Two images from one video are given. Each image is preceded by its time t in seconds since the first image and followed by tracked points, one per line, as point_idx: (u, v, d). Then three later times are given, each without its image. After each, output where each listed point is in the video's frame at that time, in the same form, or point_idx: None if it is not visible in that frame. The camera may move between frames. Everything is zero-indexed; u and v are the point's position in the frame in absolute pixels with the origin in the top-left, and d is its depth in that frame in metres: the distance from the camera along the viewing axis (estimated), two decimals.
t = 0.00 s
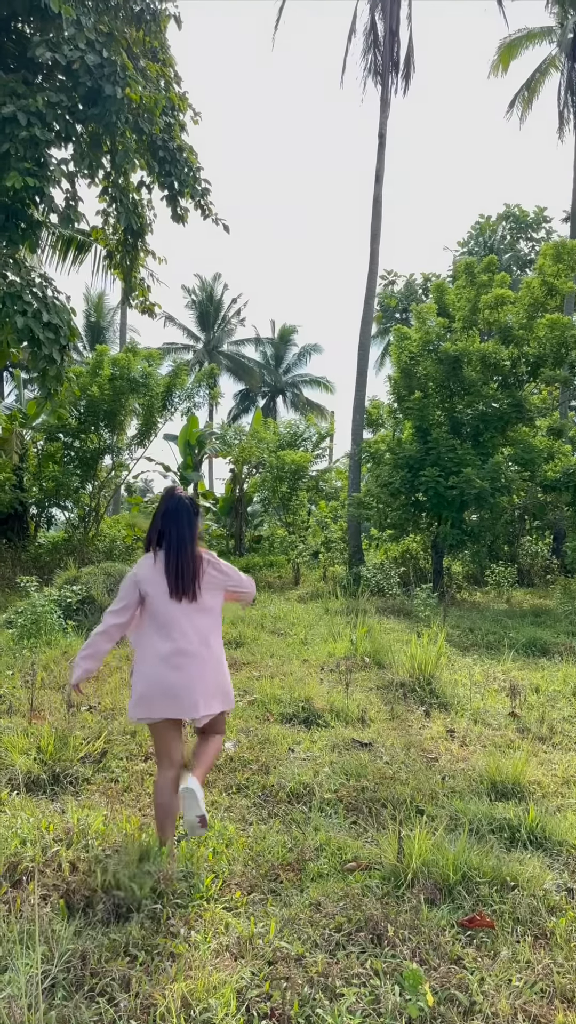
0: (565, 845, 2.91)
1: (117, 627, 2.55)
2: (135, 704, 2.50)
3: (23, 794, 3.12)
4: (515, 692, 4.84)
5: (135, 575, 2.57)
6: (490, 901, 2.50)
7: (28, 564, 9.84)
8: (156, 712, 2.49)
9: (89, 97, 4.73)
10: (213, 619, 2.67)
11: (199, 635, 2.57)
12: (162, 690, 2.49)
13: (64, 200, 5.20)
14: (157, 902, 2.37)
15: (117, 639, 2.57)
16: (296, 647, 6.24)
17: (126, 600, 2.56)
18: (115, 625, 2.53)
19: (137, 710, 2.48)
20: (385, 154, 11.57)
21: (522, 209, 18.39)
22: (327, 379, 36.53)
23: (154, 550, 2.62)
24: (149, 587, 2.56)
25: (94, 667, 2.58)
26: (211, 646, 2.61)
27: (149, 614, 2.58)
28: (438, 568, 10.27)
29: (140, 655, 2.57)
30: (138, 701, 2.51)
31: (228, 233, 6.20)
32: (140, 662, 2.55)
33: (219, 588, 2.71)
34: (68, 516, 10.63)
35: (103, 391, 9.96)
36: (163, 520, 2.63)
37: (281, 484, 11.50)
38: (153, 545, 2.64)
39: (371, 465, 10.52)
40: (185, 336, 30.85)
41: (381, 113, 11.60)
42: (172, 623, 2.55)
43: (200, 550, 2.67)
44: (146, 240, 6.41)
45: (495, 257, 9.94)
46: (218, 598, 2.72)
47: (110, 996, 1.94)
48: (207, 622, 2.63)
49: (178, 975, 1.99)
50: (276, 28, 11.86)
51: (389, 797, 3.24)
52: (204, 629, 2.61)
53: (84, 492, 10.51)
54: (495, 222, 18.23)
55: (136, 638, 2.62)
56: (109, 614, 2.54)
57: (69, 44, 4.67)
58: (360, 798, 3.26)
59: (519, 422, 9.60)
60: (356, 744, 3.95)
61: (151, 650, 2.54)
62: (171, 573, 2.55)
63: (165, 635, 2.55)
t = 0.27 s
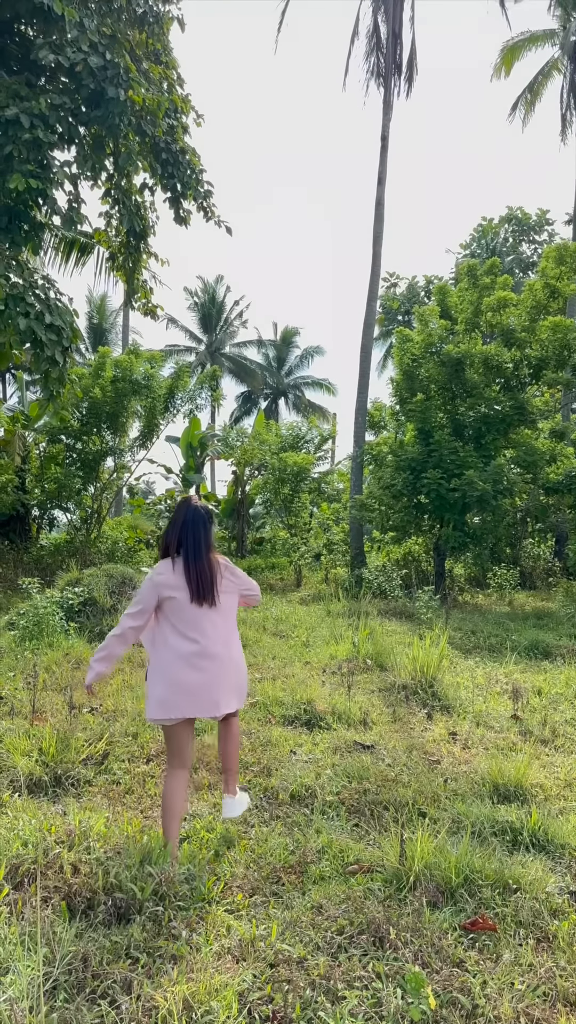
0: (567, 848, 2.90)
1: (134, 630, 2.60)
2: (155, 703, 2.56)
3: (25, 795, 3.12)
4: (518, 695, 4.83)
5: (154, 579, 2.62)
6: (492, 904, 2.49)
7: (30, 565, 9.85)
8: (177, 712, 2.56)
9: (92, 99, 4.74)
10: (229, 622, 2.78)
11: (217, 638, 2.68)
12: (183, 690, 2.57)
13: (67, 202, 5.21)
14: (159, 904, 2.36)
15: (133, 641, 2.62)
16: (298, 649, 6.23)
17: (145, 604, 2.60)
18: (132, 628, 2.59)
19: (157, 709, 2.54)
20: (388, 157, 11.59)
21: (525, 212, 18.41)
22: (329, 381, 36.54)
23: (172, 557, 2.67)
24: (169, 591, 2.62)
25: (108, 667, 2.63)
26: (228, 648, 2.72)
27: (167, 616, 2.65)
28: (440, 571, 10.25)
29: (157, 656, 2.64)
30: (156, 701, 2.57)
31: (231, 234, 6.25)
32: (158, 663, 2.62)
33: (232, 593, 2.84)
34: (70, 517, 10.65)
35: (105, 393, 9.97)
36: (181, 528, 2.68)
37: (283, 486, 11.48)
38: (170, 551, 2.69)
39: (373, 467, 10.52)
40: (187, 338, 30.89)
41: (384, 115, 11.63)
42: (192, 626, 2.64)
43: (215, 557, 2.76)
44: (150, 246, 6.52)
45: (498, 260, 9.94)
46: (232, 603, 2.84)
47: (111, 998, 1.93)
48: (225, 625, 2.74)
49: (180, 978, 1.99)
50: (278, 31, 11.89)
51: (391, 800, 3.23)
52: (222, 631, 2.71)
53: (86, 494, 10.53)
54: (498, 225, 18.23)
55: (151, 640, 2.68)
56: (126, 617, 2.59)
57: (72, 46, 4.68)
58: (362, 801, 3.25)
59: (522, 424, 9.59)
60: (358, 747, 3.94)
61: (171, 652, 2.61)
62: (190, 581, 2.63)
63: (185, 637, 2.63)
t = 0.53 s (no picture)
0: (567, 850, 2.90)
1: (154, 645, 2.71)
2: (174, 716, 2.69)
3: (24, 797, 3.11)
4: (518, 697, 4.83)
5: (173, 596, 2.73)
6: (491, 906, 2.49)
7: (30, 566, 9.85)
8: (195, 723, 2.70)
9: (93, 101, 4.75)
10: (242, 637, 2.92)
11: (233, 651, 2.81)
12: (201, 702, 2.71)
13: (68, 204, 5.22)
14: (158, 906, 2.36)
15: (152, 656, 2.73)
16: (298, 651, 6.23)
17: (164, 620, 2.71)
18: (151, 645, 2.69)
19: (176, 721, 2.67)
20: (389, 159, 11.61)
21: (525, 215, 18.44)
22: (330, 383, 36.57)
23: (188, 575, 2.79)
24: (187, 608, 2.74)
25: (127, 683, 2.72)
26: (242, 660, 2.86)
27: (185, 631, 2.77)
28: (441, 573, 10.24)
29: (175, 670, 2.76)
30: (174, 712, 2.70)
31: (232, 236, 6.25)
32: (177, 677, 2.74)
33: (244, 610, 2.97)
34: (71, 518, 10.65)
35: (106, 394, 9.97)
36: (197, 548, 2.79)
37: (284, 488, 11.48)
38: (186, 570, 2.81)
39: (374, 469, 10.52)
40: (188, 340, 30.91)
41: (384, 118, 11.65)
42: (209, 642, 2.76)
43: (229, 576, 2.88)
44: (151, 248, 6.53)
45: (498, 262, 9.96)
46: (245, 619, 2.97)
47: (110, 1000, 1.93)
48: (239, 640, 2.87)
49: (179, 980, 1.99)
50: (280, 34, 11.94)
51: (391, 801, 3.23)
52: (237, 645, 2.85)
53: (86, 495, 10.53)
54: (498, 227, 18.25)
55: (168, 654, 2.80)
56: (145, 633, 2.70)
57: (74, 47, 4.69)
58: (361, 802, 3.25)
59: (522, 426, 9.60)
60: (358, 749, 3.94)
61: (189, 665, 2.74)
62: (205, 600, 2.75)
63: (203, 652, 2.75)
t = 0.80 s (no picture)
0: (564, 853, 2.89)
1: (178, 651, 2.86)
2: (192, 719, 2.79)
3: (21, 799, 3.10)
4: (516, 699, 4.83)
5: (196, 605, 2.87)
6: (488, 908, 2.48)
7: (28, 568, 9.84)
8: (211, 727, 2.82)
9: (92, 103, 4.76)
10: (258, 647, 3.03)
11: (250, 660, 2.93)
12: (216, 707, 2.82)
13: (67, 205, 5.22)
14: (155, 908, 2.36)
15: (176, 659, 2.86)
16: (297, 652, 6.23)
17: (189, 626, 2.85)
18: (176, 648, 2.84)
19: (194, 722, 2.78)
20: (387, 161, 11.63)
21: (524, 217, 18.49)
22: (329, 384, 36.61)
23: (208, 586, 2.91)
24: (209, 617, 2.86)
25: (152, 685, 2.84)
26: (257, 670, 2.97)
27: (206, 638, 2.89)
28: (439, 574, 10.24)
29: (195, 674, 2.88)
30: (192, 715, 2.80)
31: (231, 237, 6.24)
32: (197, 681, 2.86)
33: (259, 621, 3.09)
34: (69, 520, 10.64)
35: (104, 395, 9.97)
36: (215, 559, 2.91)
37: (282, 490, 11.47)
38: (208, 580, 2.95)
39: (373, 470, 10.52)
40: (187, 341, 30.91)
41: (383, 120, 11.67)
42: (229, 649, 2.88)
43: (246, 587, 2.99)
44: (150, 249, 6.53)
45: (497, 264, 9.97)
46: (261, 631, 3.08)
47: (105, 1003, 1.92)
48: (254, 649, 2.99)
49: (174, 983, 1.98)
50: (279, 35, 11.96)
51: (388, 803, 3.23)
52: (254, 654, 2.97)
53: (85, 497, 10.53)
54: (497, 229, 18.28)
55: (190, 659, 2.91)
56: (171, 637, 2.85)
57: (73, 49, 4.69)
58: (359, 804, 3.24)
59: (521, 428, 9.61)
60: (356, 751, 3.93)
61: (209, 670, 2.85)
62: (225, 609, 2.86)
63: (223, 659, 2.87)
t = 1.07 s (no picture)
0: (559, 854, 2.90)
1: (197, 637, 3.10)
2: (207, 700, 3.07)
3: (16, 800, 3.10)
4: (511, 700, 4.84)
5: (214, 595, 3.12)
6: (483, 910, 2.49)
7: (24, 569, 9.81)
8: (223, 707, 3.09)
9: (88, 103, 4.75)
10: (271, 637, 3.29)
11: (261, 647, 3.19)
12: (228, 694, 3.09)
13: (64, 206, 5.22)
14: (149, 911, 2.36)
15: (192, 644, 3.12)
16: (292, 654, 6.23)
17: (205, 614, 3.10)
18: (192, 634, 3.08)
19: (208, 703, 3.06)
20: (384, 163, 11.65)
21: (520, 219, 18.54)
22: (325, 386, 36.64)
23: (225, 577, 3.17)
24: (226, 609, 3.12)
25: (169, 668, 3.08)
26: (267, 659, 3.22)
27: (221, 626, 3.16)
28: (435, 576, 10.25)
29: (210, 661, 3.16)
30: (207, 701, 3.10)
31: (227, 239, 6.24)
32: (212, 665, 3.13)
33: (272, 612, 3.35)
34: (65, 521, 10.62)
35: (100, 397, 9.96)
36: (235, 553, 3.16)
37: (279, 491, 11.43)
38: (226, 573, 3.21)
39: (369, 472, 10.53)
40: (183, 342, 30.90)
41: (380, 122, 11.70)
42: (241, 637, 3.14)
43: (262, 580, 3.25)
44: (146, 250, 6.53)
45: (493, 266, 10.00)
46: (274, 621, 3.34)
47: (99, 1005, 1.91)
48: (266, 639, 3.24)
49: (168, 985, 1.98)
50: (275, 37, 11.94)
51: (383, 805, 3.23)
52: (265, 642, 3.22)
53: (81, 498, 10.51)
54: (493, 232, 18.32)
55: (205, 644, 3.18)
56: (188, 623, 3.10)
57: (69, 49, 4.68)
58: (354, 806, 3.24)
59: (516, 429, 9.64)
60: (351, 752, 3.94)
61: (223, 656, 3.12)
62: (241, 601, 3.12)
63: (235, 646, 3.13)
